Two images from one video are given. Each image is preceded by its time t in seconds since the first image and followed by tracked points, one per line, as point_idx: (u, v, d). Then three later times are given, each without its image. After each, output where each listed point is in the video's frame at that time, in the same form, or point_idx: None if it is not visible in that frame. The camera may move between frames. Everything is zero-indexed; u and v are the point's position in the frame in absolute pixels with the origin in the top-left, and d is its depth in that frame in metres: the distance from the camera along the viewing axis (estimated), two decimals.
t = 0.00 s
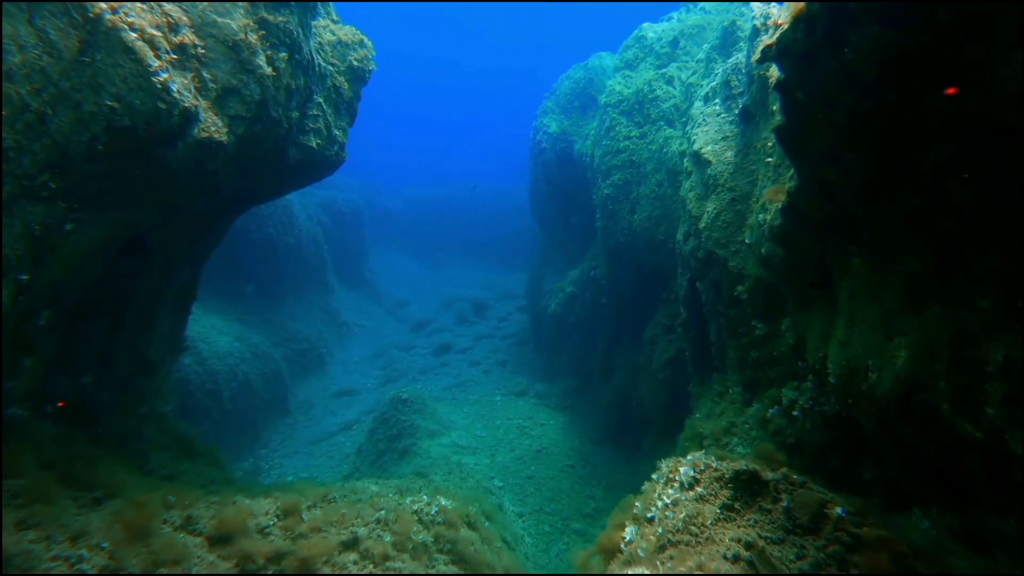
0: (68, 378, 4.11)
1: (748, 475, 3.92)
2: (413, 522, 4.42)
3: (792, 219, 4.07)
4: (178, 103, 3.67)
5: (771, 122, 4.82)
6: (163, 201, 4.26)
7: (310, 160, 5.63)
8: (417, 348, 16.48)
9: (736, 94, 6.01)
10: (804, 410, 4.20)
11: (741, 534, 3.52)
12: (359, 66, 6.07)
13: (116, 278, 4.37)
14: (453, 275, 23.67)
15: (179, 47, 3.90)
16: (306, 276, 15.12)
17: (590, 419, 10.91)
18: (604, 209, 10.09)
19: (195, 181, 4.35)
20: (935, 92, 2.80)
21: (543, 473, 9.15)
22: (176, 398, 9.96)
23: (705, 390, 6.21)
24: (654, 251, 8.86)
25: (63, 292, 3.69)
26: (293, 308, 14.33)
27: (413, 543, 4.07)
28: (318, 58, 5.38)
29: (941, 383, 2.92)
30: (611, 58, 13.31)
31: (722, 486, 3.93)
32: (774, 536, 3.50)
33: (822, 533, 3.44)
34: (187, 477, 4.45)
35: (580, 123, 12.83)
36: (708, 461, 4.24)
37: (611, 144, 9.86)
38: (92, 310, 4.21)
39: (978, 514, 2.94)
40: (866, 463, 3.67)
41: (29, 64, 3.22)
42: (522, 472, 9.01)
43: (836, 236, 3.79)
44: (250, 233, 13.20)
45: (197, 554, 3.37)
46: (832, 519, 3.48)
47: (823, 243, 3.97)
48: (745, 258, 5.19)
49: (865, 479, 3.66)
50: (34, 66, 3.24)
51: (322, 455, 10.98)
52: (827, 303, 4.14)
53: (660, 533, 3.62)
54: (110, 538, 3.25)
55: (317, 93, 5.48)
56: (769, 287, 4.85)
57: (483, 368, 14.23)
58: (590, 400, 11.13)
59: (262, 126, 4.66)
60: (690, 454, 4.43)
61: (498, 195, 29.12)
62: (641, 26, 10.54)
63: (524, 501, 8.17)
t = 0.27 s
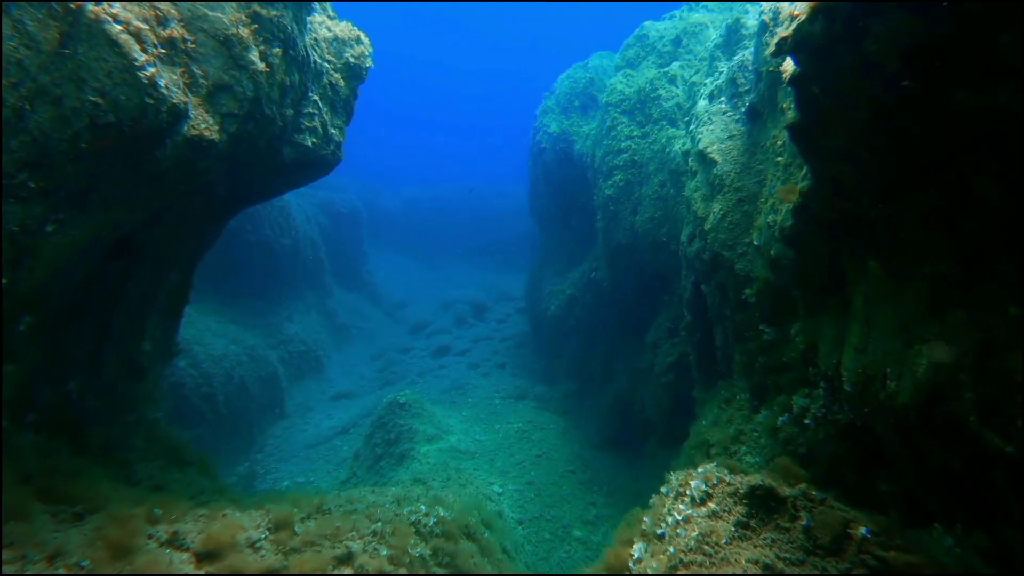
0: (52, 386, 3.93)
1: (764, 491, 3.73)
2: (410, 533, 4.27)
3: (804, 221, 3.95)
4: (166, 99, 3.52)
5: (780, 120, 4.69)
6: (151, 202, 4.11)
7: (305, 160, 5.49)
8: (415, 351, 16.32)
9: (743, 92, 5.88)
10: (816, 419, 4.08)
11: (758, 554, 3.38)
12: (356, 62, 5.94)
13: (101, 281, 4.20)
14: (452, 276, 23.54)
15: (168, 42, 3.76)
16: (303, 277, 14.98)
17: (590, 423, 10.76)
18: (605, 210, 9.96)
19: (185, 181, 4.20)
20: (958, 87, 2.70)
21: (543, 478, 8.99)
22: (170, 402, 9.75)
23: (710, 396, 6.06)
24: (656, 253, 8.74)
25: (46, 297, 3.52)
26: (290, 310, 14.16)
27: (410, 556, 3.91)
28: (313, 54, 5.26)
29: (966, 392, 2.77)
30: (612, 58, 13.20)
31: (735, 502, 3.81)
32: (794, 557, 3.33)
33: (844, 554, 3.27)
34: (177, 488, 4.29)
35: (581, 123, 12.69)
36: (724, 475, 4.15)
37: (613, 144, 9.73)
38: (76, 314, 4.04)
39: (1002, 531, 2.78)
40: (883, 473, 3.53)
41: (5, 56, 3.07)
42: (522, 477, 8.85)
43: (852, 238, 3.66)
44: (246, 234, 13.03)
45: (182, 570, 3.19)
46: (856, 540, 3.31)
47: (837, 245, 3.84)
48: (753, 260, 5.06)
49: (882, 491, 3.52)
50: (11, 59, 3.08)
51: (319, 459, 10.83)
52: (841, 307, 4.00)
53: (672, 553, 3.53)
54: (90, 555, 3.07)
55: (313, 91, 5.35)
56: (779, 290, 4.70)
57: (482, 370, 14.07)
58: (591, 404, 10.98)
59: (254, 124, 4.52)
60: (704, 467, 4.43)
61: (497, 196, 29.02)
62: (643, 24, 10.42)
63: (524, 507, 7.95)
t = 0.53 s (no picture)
0: (33, 395, 3.74)
1: (781, 507, 3.54)
2: (407, 547, 4.11)
3: (818, 222, 3.81)
4: (152, 95, 3.36)
5: (790, 118, 4.55)
6: (138, 203, 3.95)
7: (299, 159, 5.33)
8: (414, 353, 16.16)
9: (749, 90, 5.75)
10: (829, 427, 3.93)
11: None
12: (352, 59, 5.82)
13: (88, 284, 4.04)
14: (451, 278, 23.39)
15: (155, 35, 3.60)
16: (300, 280, 14.81)
17: (591, 428, 10.60)
18: (606, 211, 9.82)
19: (173, 180, 4.04)
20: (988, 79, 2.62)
21: (543, 484, 8.81)
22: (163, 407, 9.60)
23: (716, 402, 5.91)
24: (659, 255, 8.60)
25: (26, 301, 3.35)
26: (287, 312, 13.99)
27: (407, 573, 3.74)
28: (308, 51, 5.11)
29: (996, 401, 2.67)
30: (612, 57, 13.09)
31: (751, 519, 3.59)
32: None
33: None
34: (164, 500, 4.13)
35: (581, 123, 12.56)
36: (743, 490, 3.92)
37: (615, 144, 9.59)
38: (60, 319, 3.87)
39: None
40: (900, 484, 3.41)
41: None
42: (522, 484, 8.67)
43: (868, 238, 3.50)
44: (242, 236, 12.86)
45: None
46: (882, 562, 3.12)
47: (851, 246, 3.69)
48: (761, 262, 4.91)
49: (901, 504, 3.37)
50: None
51: (316, 465, 10.67)
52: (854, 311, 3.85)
53: None
54: None
55: (308, 88, 5.21)
56: (789, 293, 4.56)
57: (481, 374, 13.91)
58: (592, 408, 10.84)
59: (245, 122, 4.38)
60: (721, 480, 4.25)
61: (496, 198, 28.97)
62: (645, 23, 10.30)
63: (524, 515, 7.77)
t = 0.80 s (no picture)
0: (6, 405, 3.55)
1: (799, 526, 3.45)
2: (404, 562, 3.92)
3: (832, 223, 3.66)
4: (134, 89, 3.22)
5: (800, 117, 4.42)
6: (122, 203, 3.77)
7: (293, 159, 5.18)
8: (413, 356, 15.97)
9: (756, 88, 5.61)
10: (843, 436, 3.78)
11: None
12: (348, 55, 5.68)
13: (69, 288, 3.87)
14: (450, 279, 23.21)
15: (138, 26, 3.43)
16: (298, 281, 14.62)
17: (593, 432, 10.45)
18: (608, 212, 9.68)
19: (160, 179, 3.87)
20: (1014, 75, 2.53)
21: (544, 490, 8.64)
22: (153, 412, 9.29)
23: (722, 408, 5.76)
24: (661, 257, 8.46)
25: None
26: (283, 314, 13.79)
27: None
28: (302, 45, 4.96)
29: None
30: (614, 57, 12.98)
31: (768, 538, 3.51)
32: None
33: None
34: (147, 515, 3.94)
35: (581, 123, 12.44)
36: (760, 506, 3.94)
37: (617, 144, 9.46)
38: (38, 325, 3.68)
39: None
40: (918, 498, 3.23)
41: None
42: (522, 490, 8.50)
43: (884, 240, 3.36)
44: (238, 237, 12.66)
45: None
46: None
47: (865, 248, 3.55)
48: (769, 265, 4.77)
49: (919, 518, 3.22)
50: None
51: (312, 470, 10.53)
52: (868, 316, 3.72)
53: None
54: None
55: (302, 84, 5.05)
56: (799, 296, 4.43)
57: (481, 376, 13.74)
58: (593, 412, 10.70)
59: (237, 119, 4.20)
60: (734, 494, 4.27)
61: (496, 199, 28.84)
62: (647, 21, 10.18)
63: (525, 522, 7.60)
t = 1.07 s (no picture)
0: None
1: (821, 549, 3.44)
2: None
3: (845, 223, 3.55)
4: (114, 82, 3.09)
5: (810, 115, 4.30)
6: (102, 202, 3.57)
7: (286, 157, 4.99)
8: (412, 358, 15.77)
9: (763, 86, 5.47)
10: (857, 446, 3.63)
11: None
12: (344, 51, 5.51)
13: (45, 292, 3.66)
14: (449, 280, 23.01)
15: (120, 17, 3.27)
16: (295, 282, 14.42)
17: (595, 436, 10.30)
18: (610, 213, 9.56)
19: (145, 179, 3.69)
20: None
21: (546, 496, 8.46)
22: (145, 416, 9.08)
23: (730, 413, 5.63)
24: (665, 258, 8.33)
25: None
26: (280, 316, 13.59)
27: None
28: (296, 40, 4.78)
29: None
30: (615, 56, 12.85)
31: (788, 561, 3.49)
32: None
33: None
34: (128, 534, 3.74)
35: (583, 123, 12.31)
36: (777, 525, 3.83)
37: (619, 144, 9.33)
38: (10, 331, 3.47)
39: None
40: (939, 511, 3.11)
41: None
42: (523, 495, 8.34)
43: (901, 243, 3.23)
44: (234, 238, 12.44)
45: None
46: None
47: (880, 251, 3.41)
48: (779, 266, 4.65)
49: (941, 533, 3.08)
50: None
51: (309, 475, 10.32)
52: (883, 320, 3.58)
53: None
54: None
55: (297, 80, 4.87)
56: (810, 300, 4.30)
57: (481, 379, 13.57)
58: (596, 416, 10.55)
59: (226, 115, 4.02)
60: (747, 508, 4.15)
61: (496, 199, 28.68)
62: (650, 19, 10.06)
63: (526, 530, 7.42)
